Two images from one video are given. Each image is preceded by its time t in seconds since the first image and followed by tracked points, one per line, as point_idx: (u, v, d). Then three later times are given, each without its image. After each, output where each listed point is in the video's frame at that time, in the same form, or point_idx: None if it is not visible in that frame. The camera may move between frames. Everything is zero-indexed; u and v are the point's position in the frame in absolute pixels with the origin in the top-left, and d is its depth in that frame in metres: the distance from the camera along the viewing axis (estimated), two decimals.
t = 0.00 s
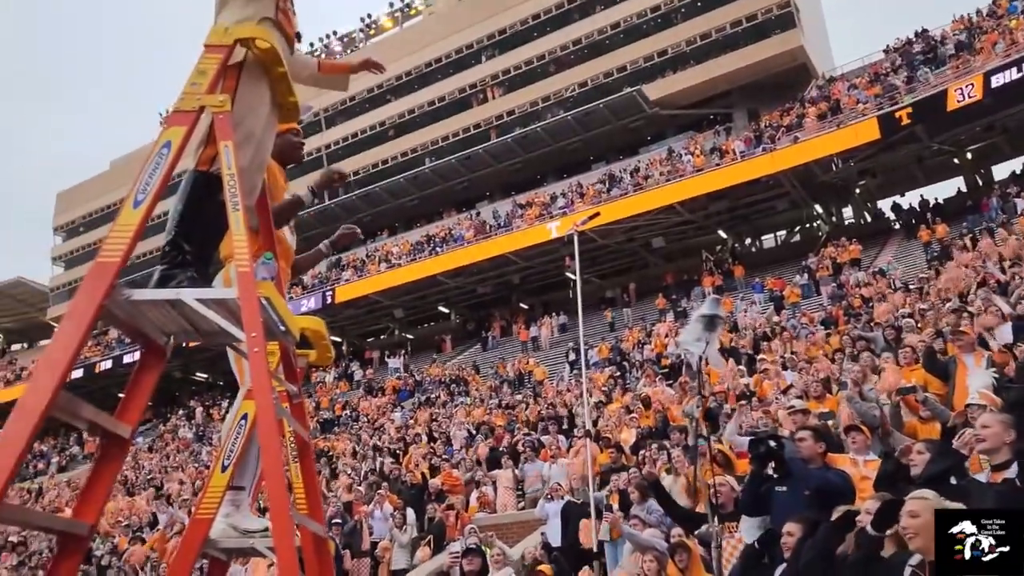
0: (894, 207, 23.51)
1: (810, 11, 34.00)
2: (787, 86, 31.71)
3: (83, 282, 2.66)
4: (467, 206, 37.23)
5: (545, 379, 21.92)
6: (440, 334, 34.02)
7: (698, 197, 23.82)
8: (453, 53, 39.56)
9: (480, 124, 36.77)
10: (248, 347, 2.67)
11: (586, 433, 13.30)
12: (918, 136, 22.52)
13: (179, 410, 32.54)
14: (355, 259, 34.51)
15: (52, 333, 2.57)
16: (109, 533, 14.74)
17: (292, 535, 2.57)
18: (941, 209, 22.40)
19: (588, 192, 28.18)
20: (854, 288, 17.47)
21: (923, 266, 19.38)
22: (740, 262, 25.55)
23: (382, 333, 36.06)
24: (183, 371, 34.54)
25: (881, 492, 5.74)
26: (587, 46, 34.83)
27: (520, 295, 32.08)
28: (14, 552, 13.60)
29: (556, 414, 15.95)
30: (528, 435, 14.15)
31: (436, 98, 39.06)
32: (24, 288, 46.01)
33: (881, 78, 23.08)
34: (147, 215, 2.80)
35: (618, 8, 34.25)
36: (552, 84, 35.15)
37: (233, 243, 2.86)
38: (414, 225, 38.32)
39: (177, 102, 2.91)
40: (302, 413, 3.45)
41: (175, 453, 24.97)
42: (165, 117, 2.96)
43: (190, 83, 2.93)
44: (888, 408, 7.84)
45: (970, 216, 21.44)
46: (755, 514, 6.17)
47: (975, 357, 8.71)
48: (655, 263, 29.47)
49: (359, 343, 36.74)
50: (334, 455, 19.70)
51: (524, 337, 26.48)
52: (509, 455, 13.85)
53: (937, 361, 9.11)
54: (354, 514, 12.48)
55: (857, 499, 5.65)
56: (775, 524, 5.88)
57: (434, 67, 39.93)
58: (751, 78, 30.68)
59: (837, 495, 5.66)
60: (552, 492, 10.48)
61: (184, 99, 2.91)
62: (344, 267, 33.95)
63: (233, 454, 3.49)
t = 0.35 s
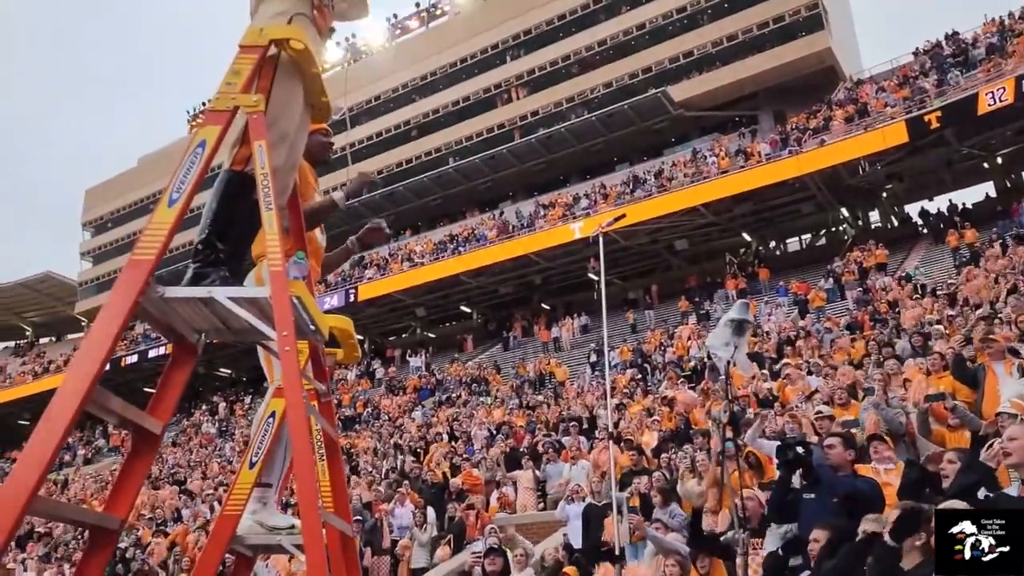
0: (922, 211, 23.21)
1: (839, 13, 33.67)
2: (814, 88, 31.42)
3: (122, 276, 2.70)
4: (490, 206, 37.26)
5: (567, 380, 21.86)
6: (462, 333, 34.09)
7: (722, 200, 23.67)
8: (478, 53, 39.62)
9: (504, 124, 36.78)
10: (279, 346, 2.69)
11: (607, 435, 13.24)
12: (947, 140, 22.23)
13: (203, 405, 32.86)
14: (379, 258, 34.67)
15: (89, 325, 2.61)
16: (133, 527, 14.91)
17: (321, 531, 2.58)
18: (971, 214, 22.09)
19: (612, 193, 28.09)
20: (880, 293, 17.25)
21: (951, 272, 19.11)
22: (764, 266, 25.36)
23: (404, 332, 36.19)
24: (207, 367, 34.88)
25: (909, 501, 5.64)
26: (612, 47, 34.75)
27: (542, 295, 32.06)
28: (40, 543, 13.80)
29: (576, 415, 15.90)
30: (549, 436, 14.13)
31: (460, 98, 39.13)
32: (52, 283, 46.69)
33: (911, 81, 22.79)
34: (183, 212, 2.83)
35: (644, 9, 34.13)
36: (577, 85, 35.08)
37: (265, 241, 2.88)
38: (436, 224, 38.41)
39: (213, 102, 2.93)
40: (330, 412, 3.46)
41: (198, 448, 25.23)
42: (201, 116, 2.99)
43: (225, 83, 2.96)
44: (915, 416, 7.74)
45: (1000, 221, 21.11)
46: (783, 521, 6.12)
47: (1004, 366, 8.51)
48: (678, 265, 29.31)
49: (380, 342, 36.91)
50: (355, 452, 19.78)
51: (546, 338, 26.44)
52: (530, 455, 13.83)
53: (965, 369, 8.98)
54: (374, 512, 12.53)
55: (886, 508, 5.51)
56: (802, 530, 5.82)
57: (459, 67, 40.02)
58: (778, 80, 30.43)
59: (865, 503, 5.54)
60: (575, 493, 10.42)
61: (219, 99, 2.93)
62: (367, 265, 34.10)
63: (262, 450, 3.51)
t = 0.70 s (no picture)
0: (932, 214, 23.12)
1: (849, 15, 33.61)
2: (824, 91, 31.33)
3: (129, 274, 2.72)
4: (498, 207, 37.32)
5: (574, 381, 21.86)
6: (469, 333, 34.13)
7: (730, 202, 23.63)
8: (487, 53, 39.69)
9: (513, 124, 36.80)
10: (284, 345, 2.70)
11: (612, 436, 13.24)
12: (957, 143, 22.17)
13: (211, 403, 33.00)
14: (387, 257, 34.74)
15: (96, 321, 2.63)
16: (141, 523, 15.02)
17: (323, 530, 2.59)
18: (980, 217, 22.04)
19: (620, 194, 28.09)
20: (888, 296, 17.22)
21: (960, 275, 19.07)
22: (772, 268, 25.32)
23: (412, 332, 36.29)
24: (215, 365, 35.03)
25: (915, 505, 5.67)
26: (621, 48, 34.77)
27: (550, 296, 32.07)
28: (48, 539, 13.91)
29: (583, 415, 15.91)
30: (556, 437, 14.15)
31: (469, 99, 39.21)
32: (62, 281, 46.97)
33: (921, 83, 22.73)
34: (189, 211, 2.84)
35: (653, 11, 34.13)
36: (586, 86, 35.11)
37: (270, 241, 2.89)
38: (444, 224, 38.45)
39: (219, 101, 2.95)
40: (334, 411, 3.47)
41: (205, 445, 25.34)
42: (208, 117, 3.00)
43: (232, 83, 2.97)
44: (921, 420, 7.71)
45: (1009, 225, 21.04)
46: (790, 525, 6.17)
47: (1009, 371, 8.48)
48: (686, 267, 29.30)
49: (388, 341, 36.99)
50: (361, 451, 19.85)
51: (553, 339, 26.46)
52: (536, 456, 13.86)
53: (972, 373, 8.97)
54: (381, 510, 12.59)
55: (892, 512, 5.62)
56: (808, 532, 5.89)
57: (468, 68, 40.10)
58: (788, 82, 30.37)
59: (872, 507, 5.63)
60: (579, 494, 10.42)
61: (225, 100, 2.95)
62: (375, 265, 34.20)
63: (266, 450, 3.52)
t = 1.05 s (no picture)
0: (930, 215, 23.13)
1: (848, 15, 33.60)
2: (824, 91, 31.34)
3: (124, 271, 2.71)
4: (497, 206, 37.30)
5: (572, 380, 21.81)
6: (468, 333, 34.11)
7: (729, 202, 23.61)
8: (487, 52, 39.66)
9: (512, 124, 36.78)
10: (280, 343, 2.70)
11: (611, 436, 13.20)
12: (956, 144, 22.17)
13: (209, 402, 32.94)
14: (385, 256, 34.71)
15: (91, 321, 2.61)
16: (137, 523, 14.97)
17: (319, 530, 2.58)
18: (978, 218, 22.05)
19: (619, 194, 28.08)
20: (887, 296, 17.20)
21: (959, 275, 19.06)
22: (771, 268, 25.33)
23: (410, 331, 36.27)
24: (213, 364, 34.99)
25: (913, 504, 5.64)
26: (621, 48, 34.78)
27: (549, 295, 32.06)
28: (44, 538, 13.87)
29: (581, 415, 15.87)
30: (554, 436, 14.12)
31: (468, 98, 39.19)
32: (59, 279, 46.91)
33: (920, 83, 22.73)
34: (185, 209, 2.83)
35: (653, 10, 34.11)
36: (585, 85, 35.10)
37: (267, 239, 2.88)
38: (443, 223, 38.44)
39: (218, 99, 2.94)
40: (332, 409, 3.47)
41: (203, 445, 25.28)
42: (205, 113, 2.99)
43: (229, 80, 2.96)
44: (919, 422, 7.66)
45: (1008, 225, 21.05)
46: (787, 523, 6.10)
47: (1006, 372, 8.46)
48: (685, 267, 29.29)
49: (386, 341, 36.95)
50: (359, 450, 19.81)
51: (552, 338, 26.43)
52: (534, 456, 13.84)
53: (969, 373, 8.97)
54: (379, 510, 12.54)
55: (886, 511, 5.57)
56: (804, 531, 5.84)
57: (468, 67, 40.08)
58: (787, 82, 30.37)
59: (865, 507, 5.59)
60: (577, 494, 10.39)
61: (223, 96, 2.94)
62: (373, 264, 34.16)
63: (264, 447, 3.52)
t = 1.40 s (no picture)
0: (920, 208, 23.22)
1: (839, 8, 33.66)
2: (814, 85, 31.40)
3: (107, 266, 2.69)
4: (488, 200, 37.26)
5: (564, 374, 21.82)
6: (459, 327, 34.12)
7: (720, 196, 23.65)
8: (478, 46, 39.57)
9: (503, 118, 36.74)
10: (267, 336, 2.68)
11: (602, 429, 13.20)
12: (946, 138, 22.26)
13: (200, 398, 32.85)
14: (376, 251, 34.65)
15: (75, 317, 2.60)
16: (128, 519, 14.94)
17: (307, 525, 2.58)
18: (967, 211, 22.15)
19: (610, 188, 28.09)
20: (877, 289, 17.25)
21: (948, 268, 19.16)
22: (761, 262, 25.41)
23: (402, 326, 36.27)
24: (204, 359, 34.92)
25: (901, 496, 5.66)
26: (611, 42, 34.74)
27: (540, 290, 32.06)
28: (34, 534, 13.84)
29: (572, 409, 15.89)
30: (545, 430, 14.13)
31: (459, 92, 39.12)
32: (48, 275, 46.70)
33: (909, 77, 22.80)
34: (169, 202, 2.81)
35: (643, 3, 34.09)
36: (576, 79, 35.06)
37: (253, 232, 2.88)
38: (435, 218, 38.40)
39: (202, 91, 2.92)
40: (319, 402, 3.47)
41: (194, 440, 25.21)
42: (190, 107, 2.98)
43: (214, 71, 2.95)
44: (907, 413, 7.68)
45: (996, 218, 21.16)
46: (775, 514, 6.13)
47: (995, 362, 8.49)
48: (676, 260, 29.35)
49: (377, 335, 36.91)
50: (351, 445, 19.80)
51: (544, 332, 26.44)
52: (526, 450, 13.86)
53: (957, 365, 9.01)
54: (370, 504, 12.55)
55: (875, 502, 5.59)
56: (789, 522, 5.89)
57: (459, 61, 39.99)
58: (777, 76, 30.41)
59: (855, 497, 5.61)
60: (569, 487, 10.38)
61: (208, 88, 2.93)
62: (364, 258, 34.06)
63: (251, 441, 3.51)
